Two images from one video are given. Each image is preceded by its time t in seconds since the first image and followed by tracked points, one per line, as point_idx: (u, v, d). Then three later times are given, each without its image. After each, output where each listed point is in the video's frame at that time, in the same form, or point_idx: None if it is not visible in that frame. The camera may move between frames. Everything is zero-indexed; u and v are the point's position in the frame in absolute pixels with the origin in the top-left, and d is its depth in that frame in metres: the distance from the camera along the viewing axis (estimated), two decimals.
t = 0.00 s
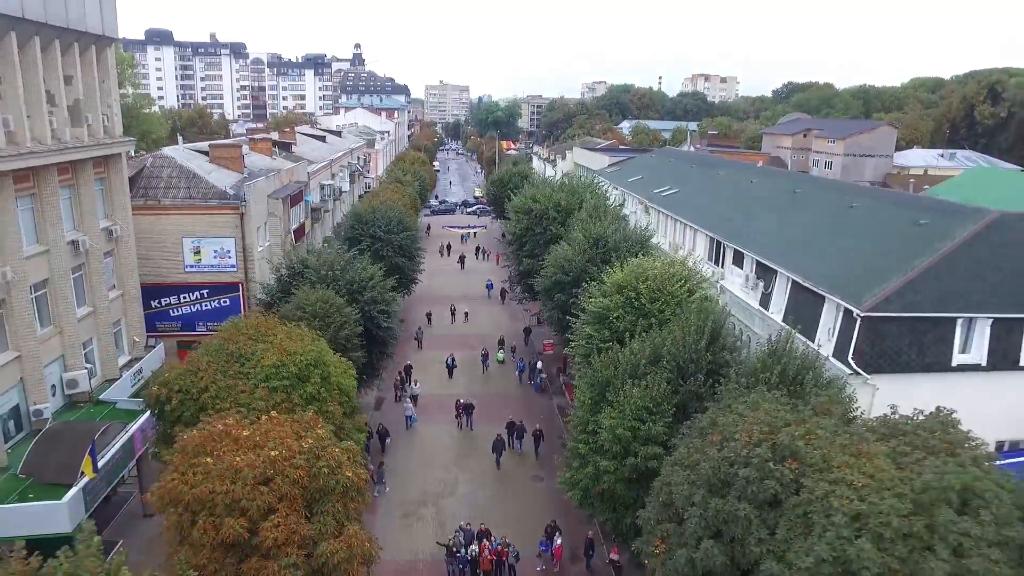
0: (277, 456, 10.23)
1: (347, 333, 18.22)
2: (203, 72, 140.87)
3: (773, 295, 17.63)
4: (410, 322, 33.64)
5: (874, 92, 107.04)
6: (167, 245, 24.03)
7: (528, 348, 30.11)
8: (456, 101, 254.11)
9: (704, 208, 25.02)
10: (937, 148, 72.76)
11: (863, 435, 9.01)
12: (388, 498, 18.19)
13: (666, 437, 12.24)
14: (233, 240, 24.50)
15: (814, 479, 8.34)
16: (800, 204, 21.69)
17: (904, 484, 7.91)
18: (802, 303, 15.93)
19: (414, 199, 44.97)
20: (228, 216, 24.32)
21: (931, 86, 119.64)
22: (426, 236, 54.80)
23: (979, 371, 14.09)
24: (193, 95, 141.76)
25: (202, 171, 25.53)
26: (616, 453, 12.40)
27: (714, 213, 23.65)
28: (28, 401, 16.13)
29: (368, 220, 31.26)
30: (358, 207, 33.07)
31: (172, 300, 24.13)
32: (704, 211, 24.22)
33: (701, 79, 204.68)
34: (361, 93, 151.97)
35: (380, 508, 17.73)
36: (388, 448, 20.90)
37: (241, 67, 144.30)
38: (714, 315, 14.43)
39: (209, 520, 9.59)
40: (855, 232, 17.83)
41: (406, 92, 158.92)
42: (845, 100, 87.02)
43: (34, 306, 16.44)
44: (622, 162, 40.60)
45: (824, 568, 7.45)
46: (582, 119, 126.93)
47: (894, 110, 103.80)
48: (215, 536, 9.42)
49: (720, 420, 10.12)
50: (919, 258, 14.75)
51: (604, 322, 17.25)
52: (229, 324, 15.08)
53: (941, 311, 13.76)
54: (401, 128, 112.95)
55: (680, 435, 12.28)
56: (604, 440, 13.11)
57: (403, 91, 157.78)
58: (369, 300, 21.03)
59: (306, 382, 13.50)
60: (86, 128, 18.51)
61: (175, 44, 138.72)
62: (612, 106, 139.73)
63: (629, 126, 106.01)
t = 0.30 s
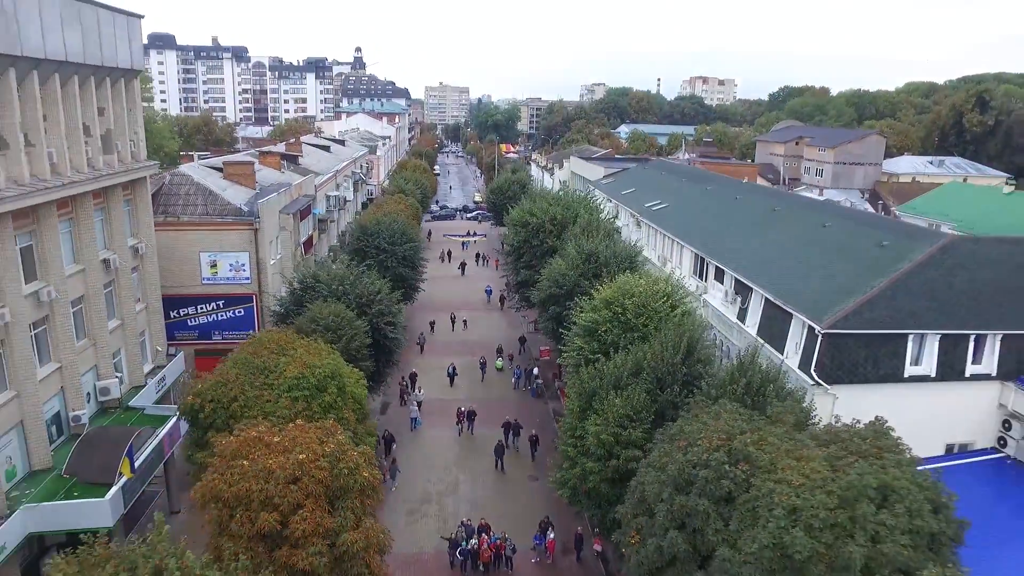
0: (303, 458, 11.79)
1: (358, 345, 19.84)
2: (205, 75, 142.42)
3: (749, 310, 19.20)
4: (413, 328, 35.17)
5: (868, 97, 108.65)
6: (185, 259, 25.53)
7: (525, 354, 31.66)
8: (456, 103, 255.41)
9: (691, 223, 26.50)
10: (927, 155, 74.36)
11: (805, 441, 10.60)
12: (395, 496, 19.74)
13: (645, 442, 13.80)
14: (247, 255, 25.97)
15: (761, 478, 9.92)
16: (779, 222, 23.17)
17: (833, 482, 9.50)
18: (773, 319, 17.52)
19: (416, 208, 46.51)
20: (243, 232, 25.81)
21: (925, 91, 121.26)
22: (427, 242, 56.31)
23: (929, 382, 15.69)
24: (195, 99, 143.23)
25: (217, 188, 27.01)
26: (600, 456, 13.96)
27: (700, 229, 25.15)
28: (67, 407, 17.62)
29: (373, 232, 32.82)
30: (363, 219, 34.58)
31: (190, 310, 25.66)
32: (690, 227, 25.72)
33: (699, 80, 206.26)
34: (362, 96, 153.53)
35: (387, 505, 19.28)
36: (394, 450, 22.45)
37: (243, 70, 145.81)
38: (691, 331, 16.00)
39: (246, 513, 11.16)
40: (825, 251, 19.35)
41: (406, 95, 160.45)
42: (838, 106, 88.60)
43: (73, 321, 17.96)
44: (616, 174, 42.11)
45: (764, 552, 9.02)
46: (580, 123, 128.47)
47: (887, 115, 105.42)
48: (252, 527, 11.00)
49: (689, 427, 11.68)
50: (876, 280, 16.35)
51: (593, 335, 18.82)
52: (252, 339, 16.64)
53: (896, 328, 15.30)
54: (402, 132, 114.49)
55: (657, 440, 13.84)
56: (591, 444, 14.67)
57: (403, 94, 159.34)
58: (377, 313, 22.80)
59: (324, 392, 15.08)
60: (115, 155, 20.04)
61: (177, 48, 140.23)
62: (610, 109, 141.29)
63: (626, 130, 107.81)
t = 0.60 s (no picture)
0: (326, 458, 13.40)
1: (368, 354, 21.53)
2: (207, 79, 143.61)
3: (729, 323, 20.83)
4: (416, 334, 36.74)
5: (862, 102, 110.15)
6: (203, 271, 27.01)
7: (523, 360, 33.26)
8: (456, 105, 256.89)
9: (679, 236, 28.03)
10: (918, 162, 75.93)
11: (762, 444, 12.20)
12: (402, 494, 21.31)
13: (627, 445, 15.39)
14: (261, 267, 27.49)
15: (722, 476, 11.52)
16: (761, 237, 24.73)
17: (782, 480, 11.10)
18: (750, 332, 19.15)
19: (418, 217, 48.05)
20: (256, 245, 27.32)
21: (919, 96, 122.81)
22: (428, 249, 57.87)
23: (887, 390, 17.30)
24: (197, 103, 144.47)
25: (231, 203, 28.50)
26: (586, 457, 15.57)
27: (687, 244, 26.67)
28: (102, 412, 19.22)
29: (378, 243, 34.41)
30: (369, 230, 36.13)
31: (208, 319, 27.12)
32: (678, 241, 27.27)
33: (697, 84, 207.99)
34: (363, 100, 154.91)
35: (395, 503, 20.88)
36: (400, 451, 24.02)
37: (245, 75, 147.08)
38: (673, 344, 17.60)
39: (275, 508, 12.76)
40: (800, 267, 20.92)
41: (406, 100, 161.84)
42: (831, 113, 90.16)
43: (107, 333, 19.55)
44: (611, 185, 43.67)
45: (722, 539, 10.59)
46: (579, 127, 129.87)
47: (881, 121, 107.01)
48: (280, 519, 12.60)
49: (663, 433, 13.30)
50: (840, 297, 18.01)
51: (584, 346, 20.40)
52: (273, 351, 18.27)
53: (858, 342, 16.87)
54: (402, 137, 115.96)
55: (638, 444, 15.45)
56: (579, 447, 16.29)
57: (404, 98, 160.79)
58: (384, 323, 24.51)
59: (339, 400, 16.71)
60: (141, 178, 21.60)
61: (179, 53, 141.34)
62: (608, 114, 142.98)
63: (624, 136, 109.29)
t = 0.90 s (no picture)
0: (343, 457, 15.06)
1: (376, 361, 23.18)
2: (210, 83, 145.60)
3: (711, 333, 22.45)
4: (418, 339, 38.38)
5: (857, 107, 111.73)
6: (219, 282, 28.53)
7: (521, 365, 34.87)
8: (456, 107, 258.54)
9: (668, 248, 29.65)
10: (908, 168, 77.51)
11: (729, 445, 13.85)
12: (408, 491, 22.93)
13: (613, 446, 17.04)
14: (272, 278, 28.93)
15: (693, 473, 13.14)
16: (744, 250, 26.35)
17: (744, 477, 12.73)
18: (729, 342, 20.78)
19: (419, 225, 49.70)
20: (269, 257, 28.75)
21: (913, 100, 124.32)
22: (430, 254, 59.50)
23: (851, 395, 18.93)
24: (200, 105, 146.18)
25: (244, 216, 30.02)
26: (576, 457, 17.22)
27: (675, 256, 28.29)
28: (132, 416, 20.83)
29: (383, 253, 36.04)
30: (374, 240, 37.71)
31: (221, 326, 28.73)
32: (668, 253, 28.87)
33: (696, 86, 209.74)
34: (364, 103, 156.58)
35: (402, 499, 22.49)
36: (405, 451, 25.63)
37: (247, 78, 148.78)
38: (656, 354, 19.25)
39: (299, 501, 14.40)
40: (777, 281, 22.52)
41: (407, 103, 163.52)
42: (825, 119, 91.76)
43: (137, 342, 21.20)
44: (606, 195, 45.33)
45: (689, 527, 12.18)
46: (578, 131, 131.49)
47: (876, 125, 108.68)
48: (303, 511, 14.25)
49: (643, 435, 14.96)
50: (811, 310, 19.66)
51: (576, 354, 22.07)
52: (291, 360, 19.96)
53: (825, 351, 18.46)
54: (403, 141, 117.63)
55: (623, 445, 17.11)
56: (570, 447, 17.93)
57: (404, 102, 162.51)
58: (390, 332, 26.17)
59: (352, 405, 18.40)
60: (166, 197, 23.24)
61: (182, 56, 142.98)
62: (607, 117, 144.61)
63: (621, 140, 110.93)
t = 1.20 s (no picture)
0: (358, 454, 16.73)
1: (384, 366, 24.87)
2: (213, 86, 147.44)
3: (697, 340, 24.10)
4: (422, 342, 40.06)
5: (852, 111, 113.38)
6: (234, 290, 30.01)
7: (520, 368, 36.52)
8: (457, 109, 260.29)
9: (658, 258, 31.27)
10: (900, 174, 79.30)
11: (704, 443, 15.50)
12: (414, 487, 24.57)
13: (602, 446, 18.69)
14: (285, 286, 30.41)
15: (670, 469, 14.79)
16: (729, 260, 28.01)
17: (715, 471, 14.34)
18: (712, 349, 22.46)
19: (422, 231, 51.35)
20: (281, 267, 30.14)
21: (908, 105, 126.19)
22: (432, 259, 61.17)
23: (822, 398, 20.58)
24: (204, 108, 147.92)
25: (257, 227, 31.58)
26: (569, 454, 18.88)
27: (665, 265, 29.93)
28: (158, 416, 22.50)
29: (388, 261, 37.72)
30: (379, 249, 39.36)
31: (236, 332, 30.36)
32: (659, 262, 30.46)
33: (695, 88, 211.50)
34: (365, 106, 158.32)
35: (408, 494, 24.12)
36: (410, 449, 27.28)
37: (250, 81, 150.45)
38: (644, 361, 20.91)
39: (318, 494, 16.06)
40: (759, 291, 24.10)
41: (408, 106, 165.28)
42: (819, 126, 93.54)
43: (163, 348, 22.87)
44: (602, 204, 46.98)
45: (666, 516, 13.79)
46: (577, 135, 133.23)
47: (870, 129, 110.43)
48: (322, 502, 15.90)
49: (627, 435, 16.63)
50: (785, 319, 21.35)
51: (570, 360, 23.75)
52: (307, 366, 21.67)
53: (798, 358, 20.11)
54: (404, 145, 119.37)
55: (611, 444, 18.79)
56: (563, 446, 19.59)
57: (405, 105, 164.41)
58: (397, 338, 27.88)
59: (364, 407, 20.14)
60: (188, 213, 24.93)
61: (186, 60, 144.66)
62: (606, 120, 146.42)
63: (619, 145, 112.62)
